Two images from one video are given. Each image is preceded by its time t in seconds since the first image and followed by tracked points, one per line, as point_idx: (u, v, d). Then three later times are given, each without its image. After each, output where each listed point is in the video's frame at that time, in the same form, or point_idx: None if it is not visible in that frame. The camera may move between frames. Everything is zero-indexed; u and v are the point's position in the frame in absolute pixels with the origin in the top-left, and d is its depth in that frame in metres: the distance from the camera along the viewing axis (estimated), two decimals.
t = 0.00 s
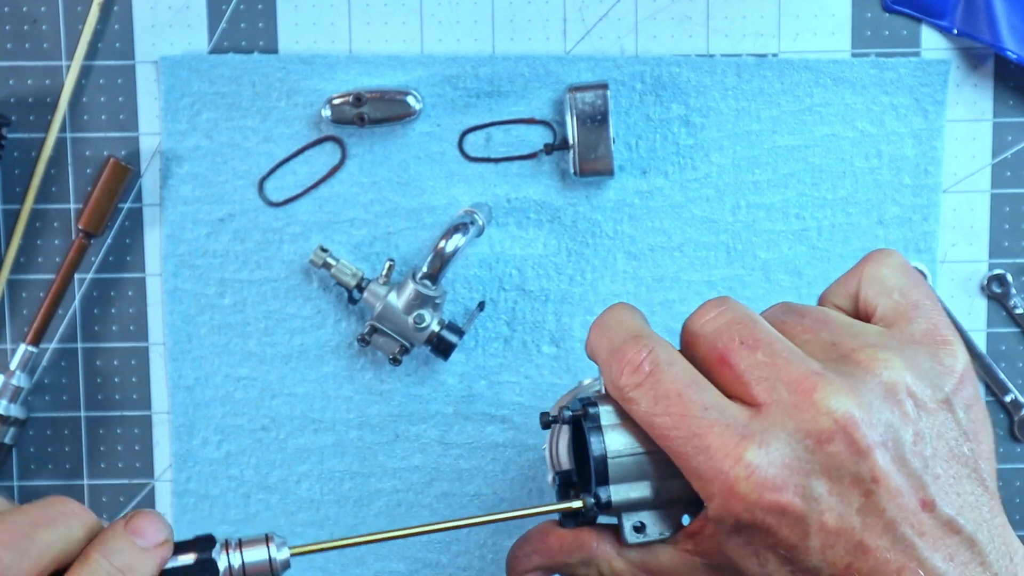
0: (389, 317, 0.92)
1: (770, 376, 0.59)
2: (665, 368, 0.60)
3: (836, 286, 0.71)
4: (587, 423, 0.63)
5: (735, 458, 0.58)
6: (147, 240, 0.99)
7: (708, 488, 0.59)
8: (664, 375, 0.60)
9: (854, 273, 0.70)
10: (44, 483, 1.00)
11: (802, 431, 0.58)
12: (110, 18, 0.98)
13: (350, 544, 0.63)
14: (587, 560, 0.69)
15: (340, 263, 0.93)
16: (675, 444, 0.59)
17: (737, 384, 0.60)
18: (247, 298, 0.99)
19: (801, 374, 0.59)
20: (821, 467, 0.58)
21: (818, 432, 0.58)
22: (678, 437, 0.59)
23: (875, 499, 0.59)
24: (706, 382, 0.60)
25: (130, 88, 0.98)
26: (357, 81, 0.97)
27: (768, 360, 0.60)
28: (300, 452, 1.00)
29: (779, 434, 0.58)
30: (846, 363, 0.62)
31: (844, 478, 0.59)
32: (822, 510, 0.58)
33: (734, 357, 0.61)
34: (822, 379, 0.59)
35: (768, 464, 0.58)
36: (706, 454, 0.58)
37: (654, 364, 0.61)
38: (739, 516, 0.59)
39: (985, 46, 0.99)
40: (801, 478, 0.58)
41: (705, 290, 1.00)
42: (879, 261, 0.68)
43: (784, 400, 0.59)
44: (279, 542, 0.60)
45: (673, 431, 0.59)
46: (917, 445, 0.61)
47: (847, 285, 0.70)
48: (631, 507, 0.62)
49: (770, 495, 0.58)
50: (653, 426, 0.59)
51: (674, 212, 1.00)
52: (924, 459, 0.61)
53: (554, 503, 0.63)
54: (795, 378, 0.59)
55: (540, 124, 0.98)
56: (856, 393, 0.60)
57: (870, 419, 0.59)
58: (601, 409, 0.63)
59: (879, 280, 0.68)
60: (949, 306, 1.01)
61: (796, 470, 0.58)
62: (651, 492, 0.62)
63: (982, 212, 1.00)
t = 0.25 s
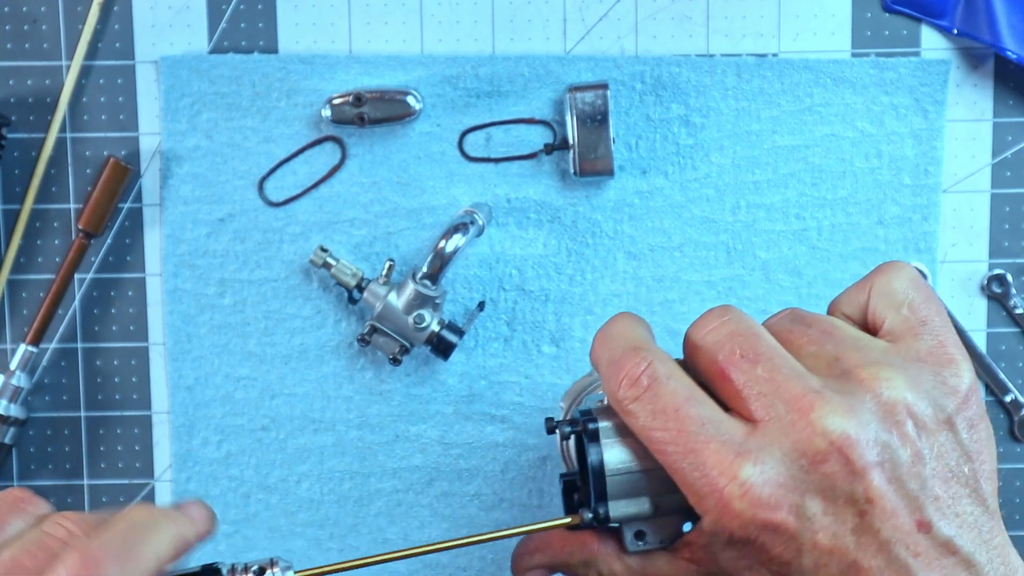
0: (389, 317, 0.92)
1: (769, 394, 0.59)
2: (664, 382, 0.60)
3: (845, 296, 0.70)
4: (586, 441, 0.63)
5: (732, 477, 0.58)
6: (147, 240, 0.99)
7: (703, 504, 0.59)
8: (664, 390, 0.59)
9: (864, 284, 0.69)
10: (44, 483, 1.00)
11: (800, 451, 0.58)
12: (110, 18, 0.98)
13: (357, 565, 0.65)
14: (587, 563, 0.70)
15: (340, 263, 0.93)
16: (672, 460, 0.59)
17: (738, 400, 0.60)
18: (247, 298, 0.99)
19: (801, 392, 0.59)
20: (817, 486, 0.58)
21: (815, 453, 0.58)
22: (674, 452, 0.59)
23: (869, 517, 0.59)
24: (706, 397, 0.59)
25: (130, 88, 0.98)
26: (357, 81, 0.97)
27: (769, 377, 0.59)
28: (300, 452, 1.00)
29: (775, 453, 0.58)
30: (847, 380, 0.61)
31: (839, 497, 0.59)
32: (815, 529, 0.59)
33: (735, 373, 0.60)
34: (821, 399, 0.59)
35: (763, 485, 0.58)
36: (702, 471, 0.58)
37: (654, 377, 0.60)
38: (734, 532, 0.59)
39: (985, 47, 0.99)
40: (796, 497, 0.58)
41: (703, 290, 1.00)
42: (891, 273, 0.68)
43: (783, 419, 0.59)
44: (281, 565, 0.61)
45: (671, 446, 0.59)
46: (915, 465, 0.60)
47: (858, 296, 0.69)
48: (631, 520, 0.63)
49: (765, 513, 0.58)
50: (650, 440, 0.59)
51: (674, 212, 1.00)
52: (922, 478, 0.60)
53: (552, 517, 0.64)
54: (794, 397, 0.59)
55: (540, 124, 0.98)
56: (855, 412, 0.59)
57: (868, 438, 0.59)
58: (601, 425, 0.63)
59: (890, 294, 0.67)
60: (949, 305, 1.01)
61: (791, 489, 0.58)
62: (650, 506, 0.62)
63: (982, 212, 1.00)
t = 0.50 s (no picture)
0: (389, 317, 0.92)
1: (752, 409, 0.59)
2: (646, 401, 0.59)
3: (822, 313, 0.70)
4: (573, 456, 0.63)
5: (718, 492, 0.57)
6: (147, 240, 0.99)
7: (691, 522, 0.58)
8: (647, 409, 0.59)
9: (839, 300, 0.69)
10: (44, 483, 1.00)
11: (785, 465, 0.58)
12: (110, 19, 0.98)
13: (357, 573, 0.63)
14: None
15: (340, 263, 0.93)
16: (658, 478, 0.59)
17: (720, 417, 0.60)
18: (247, 298, 0.99)
19: (783, 406, 0.59)
20: (802, 499, 0.58)
21: (800, 465, 0.58)
22: (660, 471, 0.58)
23: (856, 529, 0.59)
24: (689, 414, 0.59)
25: (130, 88, 0.98)
26: (357, 81, 0.97)
27: (750, 393, 0.59)
28: (300, 452, 1.00)
29: (760, 467, 0.58)
30: (829, 394, 0.61)
31: (825, 510, 0.59)
32: (804, 543, 0.58)
33: (716, 390, 0.60)
34: (803, 413, 0.59)
35: (750, 499, 0.57)
36: (689, 488, 0.58)
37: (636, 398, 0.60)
38: (724, 550, 0.59)
39: (985, 46, 0.99)
40: (783, 511, 0.58)
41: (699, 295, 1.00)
42: (866, 286, 0.68)
43: (767, 433, 0.59)
44: None
45: (656, 464, 0.58)
46: (900, 476, 0.61)
47: (834, 310, 0.69)
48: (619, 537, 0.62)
49: (753, 528, 0.58)
50: (636, 459, 0.59)
51: (674, 212, 1.00)
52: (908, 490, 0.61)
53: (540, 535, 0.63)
54: (776, 411, 0.59)
55: (540, 124, 0.98)
56: (838, 425, 0.59)
57: (852, 451, 0.59)
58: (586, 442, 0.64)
59: (866, 307, 0.67)
60: (949, 306, 1.01)
61: (777, 502, 0.58)
62: (637, 523, 0.62)
63: (982, 212, 1.00)
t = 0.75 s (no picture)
0: (389, 317, 0.92)
1: (769, 387, 0.59)
2: (663, 374, 0.60)
3: (853, 295, 0.70)
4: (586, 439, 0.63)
5: (728, 466, 0.58)
6: (147, 240, 0.99)
7: (699, 495, 0.59)
8: (664, 381, 0.60)
9: (871, 285, 0.69)
10: (44, 483, 1.00)
11: (797, 443, 0.58)
12: (110, 18, 0.98)
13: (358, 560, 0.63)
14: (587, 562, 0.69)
15: (340, 263, 0.93)
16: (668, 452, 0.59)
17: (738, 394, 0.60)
18: (247, 298, 0.99)
19: (800, 384, 0.59)
20: (815, 478, 0.58)
21: (813, 444, 0.58)
22: (672, 444, 0.59)
23: (868, 511, 0.58)
24: (705, 390, 0.60)
25: (130, 88, 0.98)
26: (357, 81, 0.97)
27: (768, 370, 0.60)
28: (300, 452, 1.00)
29: (773, 444, 0.58)
30: (849, 375, 0.61)
31: (837, 490, 0.58)
32: (813, 522, 0.58)
33: (736, 367, 0.60)
34: (820, 392, 0.59)
35: (760, 474, 0.57)
36: (699, 462, 0.58)
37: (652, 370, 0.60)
38: (730, 523, 0.59)
39: (985, 46, 0.99)
40: (793, 490, 0.58)
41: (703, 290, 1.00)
42: (900, 272, 0.67)
43: (782, 410, 0.59)
44: (281, 563, 0.60)
45: (668, 438, 0.59)
46: (913, 462, 0.60)
47: (865, 294, 0.69)
48: (631, 520, 0.63)
49: (762, 503, 0.57)
50: (647, 431, 0.59)
51: (674, 212, 1.00)
52: (921, 475, 0.60)
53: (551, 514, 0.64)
54: (793, 389, 0.59)
55: (540, 124, 0.98)
56: (855, 405, 0.59)
57: (866, 430, 0.59)
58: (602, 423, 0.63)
59: (898, 293, 0.67)
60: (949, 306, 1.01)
61: (789, 479, 0.58)
62: (650, 504, 0.62)
63: (982, 212, 1.00)
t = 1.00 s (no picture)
0: (389, 317, 0.92)
1: (753, 364, 0.60)
2: (650, 357, 0.60)
3: (819, 293, 0.73)
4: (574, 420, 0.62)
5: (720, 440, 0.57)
6: (147, 240, 0.99)
7: (692, 473, 0.58)
8: (648, 363, 0.60)
9: (834, 279, 0.71)
10: (44, 483, 1.00)
11: (786, 412, 0.58)
12: (110, 18, 0.98)
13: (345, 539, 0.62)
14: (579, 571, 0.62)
15: (340, 263, 0.93)
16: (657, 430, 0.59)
17: (720, 372, 0.61)
18: (247, 298, 0.99)
19: (782, 358, 0.59)
20: (806, 450, 0.58)
21: (801, 414, 0.58)
22: (662, 421, 0.58)
23: (861, 482, 0.58)
24: (691, 370, 0.60)
25: (130, 88, 0.98)
26: (357, 81, 0.97)
27: (749, 347, 0.60)
28: (300, 452, 1.00)
29: (761, 416, 0.58)
30: (828, 353, 0.62)
31: (830, 462, 0.58)
32: (808, 495, 0.57)
33: (719, 348, 0.61)
34: (802, 363, 0.59)
35: (751, 447, 0.57)
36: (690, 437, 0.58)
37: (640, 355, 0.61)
38: (724, 501, 0.57)
39: (985, 46, 0.99)
40: (784, 459, 0.57)
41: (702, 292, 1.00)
42: (860, 262, 0.70)
43: (767, 383, 0.59)
44: (267, 536, 0.60)
45: (658, 416, 0.59)
46: (900, 432, 0.60)
47: (829, 290, 0.71)
48: (622, 508, 0.60)
49: (755, 476, 0.57)
50: (637, 413, 0.59)
51: (674, 212, 1.00)
52: (909, 445, 0.60)
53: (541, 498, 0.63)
54: (776, 362, 0.59)
55: (540, 124, 0.98)
56: (839, 377, 0.59)
57: (854, 402, 0.59)
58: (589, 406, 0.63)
59: (859, 283, 0.69)
60: (949, 306, 1.01)
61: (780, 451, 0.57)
62: (639, 489, 0.60)
63: (982, 212, 1.00)
